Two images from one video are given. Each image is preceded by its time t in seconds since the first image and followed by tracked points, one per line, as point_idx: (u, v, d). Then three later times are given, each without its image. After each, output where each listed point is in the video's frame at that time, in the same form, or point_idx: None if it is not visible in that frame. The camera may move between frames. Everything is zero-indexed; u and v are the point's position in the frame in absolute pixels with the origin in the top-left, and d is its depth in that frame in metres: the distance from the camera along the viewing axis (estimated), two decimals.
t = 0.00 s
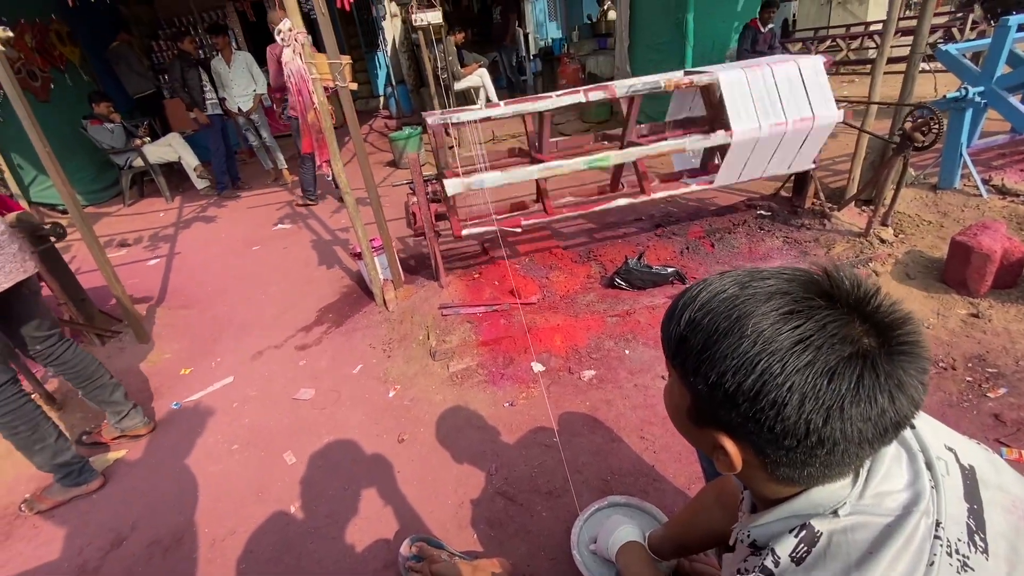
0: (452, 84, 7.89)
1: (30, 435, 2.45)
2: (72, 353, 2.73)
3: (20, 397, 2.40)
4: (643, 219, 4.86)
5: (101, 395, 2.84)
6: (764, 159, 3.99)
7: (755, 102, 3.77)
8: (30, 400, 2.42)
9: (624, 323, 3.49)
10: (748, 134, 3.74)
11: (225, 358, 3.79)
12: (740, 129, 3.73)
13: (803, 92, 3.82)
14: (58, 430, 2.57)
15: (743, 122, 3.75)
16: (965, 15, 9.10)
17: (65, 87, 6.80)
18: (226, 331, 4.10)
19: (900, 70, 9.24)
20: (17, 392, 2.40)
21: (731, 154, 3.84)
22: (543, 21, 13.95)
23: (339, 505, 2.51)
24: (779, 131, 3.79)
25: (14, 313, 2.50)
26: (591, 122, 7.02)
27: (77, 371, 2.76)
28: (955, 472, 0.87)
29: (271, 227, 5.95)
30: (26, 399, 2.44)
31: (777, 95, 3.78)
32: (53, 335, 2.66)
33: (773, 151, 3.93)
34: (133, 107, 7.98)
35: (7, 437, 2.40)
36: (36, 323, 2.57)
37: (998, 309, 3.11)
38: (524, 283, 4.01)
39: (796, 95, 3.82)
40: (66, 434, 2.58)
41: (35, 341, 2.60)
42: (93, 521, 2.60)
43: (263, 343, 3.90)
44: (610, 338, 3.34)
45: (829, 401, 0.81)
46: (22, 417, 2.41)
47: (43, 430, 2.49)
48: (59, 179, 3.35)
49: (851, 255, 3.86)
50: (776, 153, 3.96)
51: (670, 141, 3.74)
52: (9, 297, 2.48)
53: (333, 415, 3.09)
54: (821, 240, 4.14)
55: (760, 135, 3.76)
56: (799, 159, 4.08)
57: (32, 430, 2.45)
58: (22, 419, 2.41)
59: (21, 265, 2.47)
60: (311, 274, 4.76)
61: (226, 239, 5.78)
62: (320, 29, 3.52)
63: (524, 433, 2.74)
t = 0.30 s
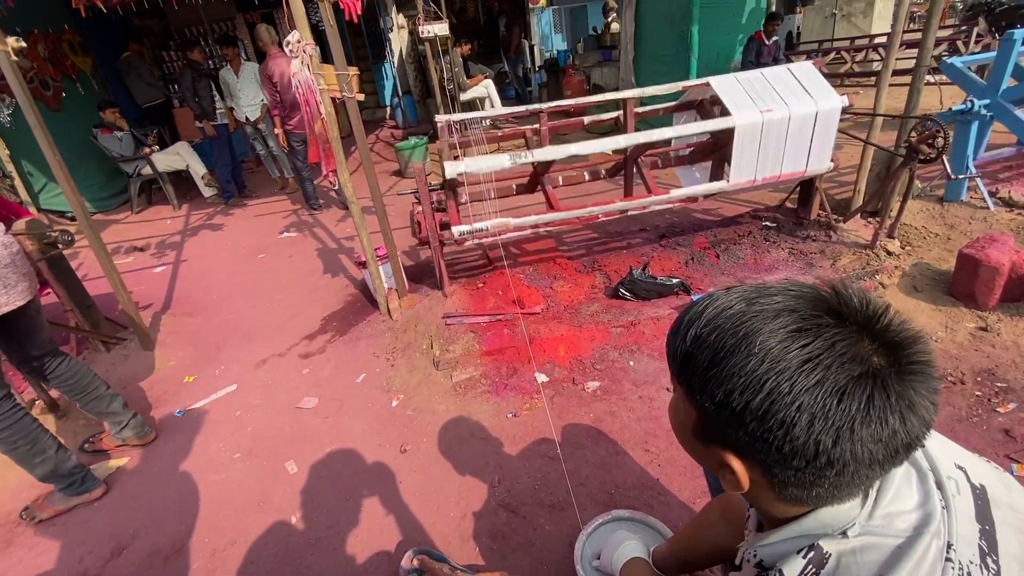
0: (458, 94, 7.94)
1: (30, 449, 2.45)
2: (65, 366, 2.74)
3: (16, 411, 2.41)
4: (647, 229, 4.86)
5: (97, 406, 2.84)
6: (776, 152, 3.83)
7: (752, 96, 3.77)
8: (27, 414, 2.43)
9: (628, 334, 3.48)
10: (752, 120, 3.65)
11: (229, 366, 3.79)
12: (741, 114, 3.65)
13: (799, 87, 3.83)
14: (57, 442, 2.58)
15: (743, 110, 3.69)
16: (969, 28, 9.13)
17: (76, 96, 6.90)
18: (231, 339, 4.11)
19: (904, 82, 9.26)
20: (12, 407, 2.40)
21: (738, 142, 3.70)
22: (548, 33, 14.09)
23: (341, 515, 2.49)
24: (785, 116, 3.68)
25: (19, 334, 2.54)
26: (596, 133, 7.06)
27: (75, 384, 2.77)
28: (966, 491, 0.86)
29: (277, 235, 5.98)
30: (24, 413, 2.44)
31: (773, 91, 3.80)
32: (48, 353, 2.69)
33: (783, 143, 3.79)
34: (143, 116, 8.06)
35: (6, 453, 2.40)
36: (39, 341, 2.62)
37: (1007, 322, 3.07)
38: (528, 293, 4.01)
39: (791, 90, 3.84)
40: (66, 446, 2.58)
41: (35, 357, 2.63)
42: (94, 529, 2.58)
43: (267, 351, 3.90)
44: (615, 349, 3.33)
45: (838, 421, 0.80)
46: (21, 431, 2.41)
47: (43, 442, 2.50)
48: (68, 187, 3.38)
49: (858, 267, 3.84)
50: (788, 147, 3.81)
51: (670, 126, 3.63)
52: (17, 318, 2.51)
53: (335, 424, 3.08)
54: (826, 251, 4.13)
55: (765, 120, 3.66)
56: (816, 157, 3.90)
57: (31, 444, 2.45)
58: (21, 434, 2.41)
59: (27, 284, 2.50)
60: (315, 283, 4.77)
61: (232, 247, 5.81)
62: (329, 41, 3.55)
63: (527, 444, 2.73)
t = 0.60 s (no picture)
0: (462, 101, 7.97)
1: (31, 449, 2.44)
2: (61, 367, 2.72)
3: (22, 410, 2.40)
4: (650, 237, 4.84)
5: (89, 410, 2.80)
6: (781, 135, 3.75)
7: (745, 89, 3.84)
8: (33, 413, 2.42)
9: (631, 342, 3.45)
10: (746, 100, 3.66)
11: (230, 371, 3.78)
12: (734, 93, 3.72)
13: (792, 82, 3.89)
14: (58, 443, 2.57)
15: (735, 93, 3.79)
16: (972, 38, 9.13)
17: (83, 101, 6.96)
18: (232, 344, 4.10)
19: (909, 91, 9.25)
20: (18, 405, 2.39)
21: (735, 119, 3.68)
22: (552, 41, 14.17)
23: (339, 523, 2.46)
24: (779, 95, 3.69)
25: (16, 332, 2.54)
26: (598, 141, 7.08)
27: (68, 386, 2.74)
28: (977, 507, 0.84)
29: (281, 240, 5.99)
30: (29, 412, 2.43)
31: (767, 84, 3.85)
32: (46, 351, 2.68)
33: (785, 119, 3.76)
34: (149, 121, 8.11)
35: (7, 450, 2.39)
36: (33, 340, 2.61)
37: (1014, 333, 3.04)
38: (530, 300, 3.99)
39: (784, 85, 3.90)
40: (67, 448, 2.57)
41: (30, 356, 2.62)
42: (91, 535, 2.56)
43: (269, 356, 3.89)
44: (617, 356, 3.30)
45: (853, 436, 0.78)
46: (24, 430, 2.40)
47: (44, 443, 2.48)
48: (72, 191, 3.38)
49: (862, 276, 3.81)
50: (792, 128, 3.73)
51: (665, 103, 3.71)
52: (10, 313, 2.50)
53: (335, 430, 3.06)
54: (831, 260, 4.10)
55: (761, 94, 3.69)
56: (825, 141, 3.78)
57: (33, 444, 2.44)
58: (23, 433, 2.40)
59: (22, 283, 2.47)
60: (318, 288, 4.77)
61: (235, 252, 5.82)
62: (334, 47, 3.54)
63: (528, 453, 2.70)
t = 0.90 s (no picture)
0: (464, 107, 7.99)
1: (30, 450, 2.44)
2: (71, 365, 2.72)
3: (19, 411, 2.40)
4: (652, 242, 4.84)
5: (92, 410, 2.79)
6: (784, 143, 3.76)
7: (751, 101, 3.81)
8: (30, 415, 2.42)
9: (632, 347, 3.44)
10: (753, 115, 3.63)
11: (230, 374, 3.78)
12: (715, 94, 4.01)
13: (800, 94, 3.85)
14: (57, 445, 2.56)
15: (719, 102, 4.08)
16: (975, 46, 9.13)
17: (89, 105, 7.00)
18: (233, 347, 4.10)
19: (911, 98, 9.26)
20: (16, 407, 2.39)
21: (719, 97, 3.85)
22: (554, 48, 14.28)
23: (338, 528, 2.45)
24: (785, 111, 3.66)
25: (24, 332, 2.56)
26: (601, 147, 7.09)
27: (75, 386, 2.73)
28: (978, 515, 0.83)
29: (283, 244, 6.00)
30: (26, 414, 2.43)
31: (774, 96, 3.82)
32: (57, 348, 2.69)
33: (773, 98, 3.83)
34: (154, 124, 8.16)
35: (6, 452, 2.39)
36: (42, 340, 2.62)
37: (1018, 341, 3.03)
38: (531, 304, 3.98)
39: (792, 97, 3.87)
40: (66, 449, 2.57)
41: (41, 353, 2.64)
42: (89, 537, 2.55)
43: (269, 359, 3.89)
44: (618, 362, 3.29)
45: (856, 446, 0.77)
46: (23, 431, 2.40)
47: (43, 444, 2.49)
48: (76, 193, 3.39)
49: (865, 283, 3.80)
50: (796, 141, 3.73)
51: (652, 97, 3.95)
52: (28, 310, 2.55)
53: (335, 434, 3.06)
54: (833, 266, 4.09)
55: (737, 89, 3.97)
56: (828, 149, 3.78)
57: (32, 445, 2.44)
58: (22, 435, 2.40)
59: (30, 285, 2.48)
60: (319, 291, 4.77)
61: (237, 255, 5.83)
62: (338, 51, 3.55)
63: (528, 458, 2.69)
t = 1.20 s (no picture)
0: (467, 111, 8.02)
1: (30, 453, 2.46)
2: (68, 369, 2.75)
3: (20, 414, 2.41)
4: (653, 247, 4.84)
5: (85, 413, 2.79)
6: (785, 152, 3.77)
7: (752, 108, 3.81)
8: (30, 417, 2.43)
9: (633, 352, 3.44)
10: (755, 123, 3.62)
11: (231, 376, 3.78)
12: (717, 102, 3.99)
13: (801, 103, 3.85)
14: (57, 447, 2.57)
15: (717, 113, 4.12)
16: (977, 53, 9.16)
17: (93, 107, 7.04)
18: (234, 349, 4.11)
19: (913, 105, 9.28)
20: (18, 409, 2.40)
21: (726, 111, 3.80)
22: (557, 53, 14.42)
23: (336, 532, 2.44)
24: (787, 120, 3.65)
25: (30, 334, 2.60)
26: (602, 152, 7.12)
27: (68, 387, 2.74)
28: (974, 521, 0.83)
29: (285, 246, 6.01)
30: (27, 416, 2.44)
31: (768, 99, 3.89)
32: (53, 352, 2.74)
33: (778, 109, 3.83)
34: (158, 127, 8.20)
35: (6, 454, 2.41)
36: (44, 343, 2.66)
37: (1020, 348, 3.02)
38: (532, 308, 3.98)
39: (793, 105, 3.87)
40: (66, 452, 2.58)
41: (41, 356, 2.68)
42: (87, 539, 2.55)
43: (270, 361, 3.90)
44: (619, 367, 3.29)
45: (846, 453, 0.78)
46: (22, 434, 2.41)
47: (43, 446, 2.50)
48: (79, 195, 3.40)
49: (866, 289, 3.79)
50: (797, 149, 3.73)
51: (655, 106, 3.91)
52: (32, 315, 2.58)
53: (335, 437, 3.06)
54: (834, 272, 4.09)
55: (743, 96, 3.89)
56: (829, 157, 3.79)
57: (31, 447, 2.45)
58: (22, 437, 2.42)
59: (36, 288, 2.49)
60: (321, 294, 4.78)
61: (239, 258, 5.84)
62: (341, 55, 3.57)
63: (528, 463, 2.69)
